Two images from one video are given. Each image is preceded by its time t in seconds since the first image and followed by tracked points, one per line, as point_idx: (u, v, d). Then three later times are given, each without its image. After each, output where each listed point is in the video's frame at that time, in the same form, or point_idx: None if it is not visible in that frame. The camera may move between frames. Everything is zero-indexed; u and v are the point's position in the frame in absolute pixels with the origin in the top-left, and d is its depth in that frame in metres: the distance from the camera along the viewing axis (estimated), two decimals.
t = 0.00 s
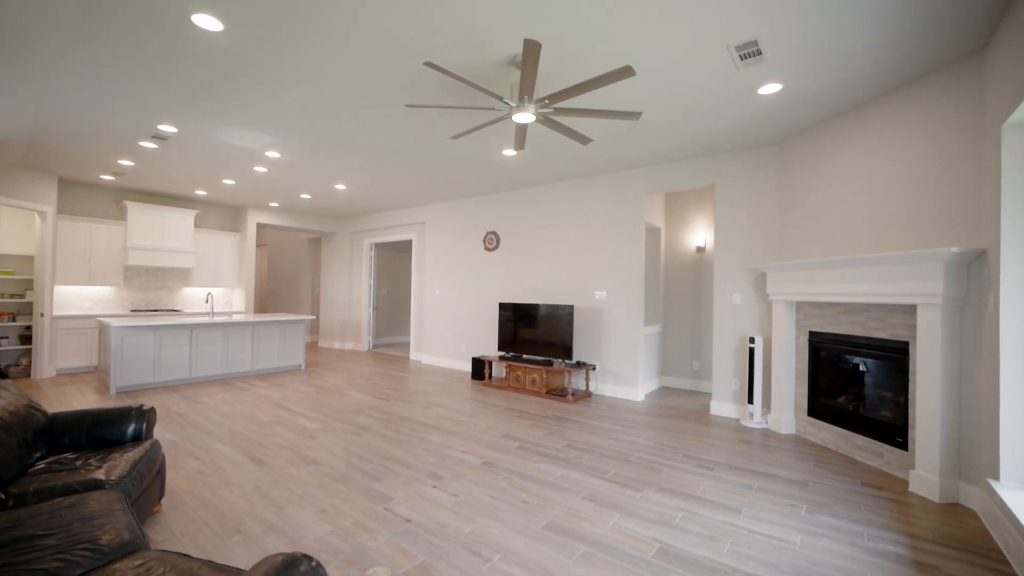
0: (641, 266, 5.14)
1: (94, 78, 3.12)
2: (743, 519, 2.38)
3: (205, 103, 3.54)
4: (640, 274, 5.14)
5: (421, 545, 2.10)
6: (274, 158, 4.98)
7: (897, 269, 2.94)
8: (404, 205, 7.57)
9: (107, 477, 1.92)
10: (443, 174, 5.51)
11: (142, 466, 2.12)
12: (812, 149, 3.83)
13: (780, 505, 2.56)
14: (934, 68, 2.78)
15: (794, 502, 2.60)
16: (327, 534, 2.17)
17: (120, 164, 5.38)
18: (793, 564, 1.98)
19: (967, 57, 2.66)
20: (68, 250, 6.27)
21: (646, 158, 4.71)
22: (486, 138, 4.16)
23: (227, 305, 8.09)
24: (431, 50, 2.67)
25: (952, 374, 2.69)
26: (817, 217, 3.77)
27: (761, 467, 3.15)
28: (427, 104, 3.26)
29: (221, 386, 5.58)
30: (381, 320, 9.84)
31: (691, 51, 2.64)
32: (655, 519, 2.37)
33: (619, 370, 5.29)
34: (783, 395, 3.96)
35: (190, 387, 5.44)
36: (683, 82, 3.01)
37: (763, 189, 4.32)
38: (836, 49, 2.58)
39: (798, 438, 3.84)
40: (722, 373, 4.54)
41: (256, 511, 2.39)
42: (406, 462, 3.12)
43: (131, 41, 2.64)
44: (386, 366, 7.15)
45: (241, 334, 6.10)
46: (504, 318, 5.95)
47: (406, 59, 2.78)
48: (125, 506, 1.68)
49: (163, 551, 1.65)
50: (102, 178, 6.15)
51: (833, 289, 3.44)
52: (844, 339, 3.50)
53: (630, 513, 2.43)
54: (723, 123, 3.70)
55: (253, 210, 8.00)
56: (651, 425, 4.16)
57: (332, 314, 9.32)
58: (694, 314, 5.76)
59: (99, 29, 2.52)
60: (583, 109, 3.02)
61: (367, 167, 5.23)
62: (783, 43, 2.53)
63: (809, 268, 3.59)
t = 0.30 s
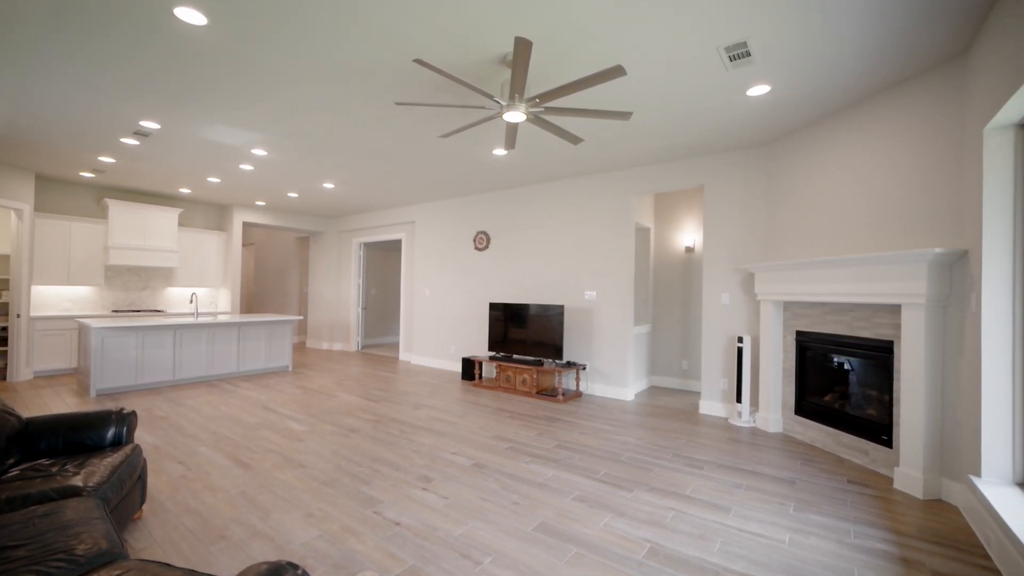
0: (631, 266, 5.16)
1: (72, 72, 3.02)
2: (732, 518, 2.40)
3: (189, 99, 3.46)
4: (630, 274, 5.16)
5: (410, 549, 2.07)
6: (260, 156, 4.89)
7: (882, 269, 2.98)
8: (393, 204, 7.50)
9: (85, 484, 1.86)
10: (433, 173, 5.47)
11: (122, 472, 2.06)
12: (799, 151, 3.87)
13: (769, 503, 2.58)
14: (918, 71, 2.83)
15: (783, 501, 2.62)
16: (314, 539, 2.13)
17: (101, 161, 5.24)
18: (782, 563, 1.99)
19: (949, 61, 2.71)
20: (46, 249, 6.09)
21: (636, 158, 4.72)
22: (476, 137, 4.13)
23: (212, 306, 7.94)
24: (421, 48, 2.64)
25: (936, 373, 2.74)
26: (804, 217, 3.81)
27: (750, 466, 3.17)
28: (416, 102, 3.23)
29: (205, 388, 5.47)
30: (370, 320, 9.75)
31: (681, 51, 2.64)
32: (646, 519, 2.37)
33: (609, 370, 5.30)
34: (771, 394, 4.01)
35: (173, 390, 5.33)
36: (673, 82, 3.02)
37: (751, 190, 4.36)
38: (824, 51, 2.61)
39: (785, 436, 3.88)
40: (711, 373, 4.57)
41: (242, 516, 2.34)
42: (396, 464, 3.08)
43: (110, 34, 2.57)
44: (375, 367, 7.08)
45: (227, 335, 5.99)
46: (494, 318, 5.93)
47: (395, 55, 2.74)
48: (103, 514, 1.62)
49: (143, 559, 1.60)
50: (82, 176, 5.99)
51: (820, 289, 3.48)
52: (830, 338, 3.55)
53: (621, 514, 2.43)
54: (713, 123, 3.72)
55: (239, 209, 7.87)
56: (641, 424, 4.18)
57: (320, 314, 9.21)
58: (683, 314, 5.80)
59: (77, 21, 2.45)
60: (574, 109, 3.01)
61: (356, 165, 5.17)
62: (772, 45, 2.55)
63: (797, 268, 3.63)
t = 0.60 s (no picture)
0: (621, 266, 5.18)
1: (51, 65, 2.94)
2: (722, 516, 2.42)
3: (172, 95, 3.38)
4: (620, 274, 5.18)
5: (400, 552, 2.05)
6: (246, 153, 4.81)
7: (867, 269, 3.03)
8: (383, 203, 7.44)
9: (62, 491, 1.80)
10: (423, 172, 5.43)
11: (101, 477, 2.00)
12: (787, 152, 3.92)
13: (758, 501, 2.60)
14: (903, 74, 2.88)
15: (771, 499, 2.64)
16: (301, 544, 2.09)
17: (81, 157, 5.11)
18: (772, 561, 2.01)
19: (931, 65, 2.76)
20: (23, 248, 5.92)
21: (626, 159, 4.74)
22: (467, 137, 4.11)
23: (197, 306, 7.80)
24: (410, 45, 2.61)
25: (919, 372, 2.79)
26: (792, 218, 3.86)
27: (738, 464, 3.20)
28: (406, 100, 3.20)
29: (190, 390, 5.36)
30: (359, 321, 9.66)
31: (672, 52, 2.65)
32: (636, 518, 2.38)
33: (599, 369, 5.32)
34: (759, 392, 4.05)
35: (157, 392, 5.21)
36: (664, 83, 3.03)
37: (740, 190, 4.40)
38: (812, 53, 2.64)
39: (772, 434, 3.93)
40: (700, 372, 4.61)
41: (227, 521, 2.29)
42: (385, 466, 3.05)
43: (89, 26, 2.49)
44: (364, 367, 7.01)
45: (212, 336, 5.88)
46: (484, 318, 5.91)
47: (385, 52, 2.71)
48: (81, 521, 1.57)
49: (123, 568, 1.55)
50: (61, 172, 5.84)
51: (806, 289, 3.52)
52: (816, 337, 3.59)
53: (612, 514, 2.43)
54: (702, 124, 3.75)
55: (225, 207, 7.73)
56: (631, 424, 4.19)
57: (308, 314, 9.09)
58: (673, 314, 5.84)
59: (55, 12, 2.37)
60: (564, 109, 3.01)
61: (344, 164, 5.11)
62: (761, 46, 2.57)
63: (784, 268, 3.67)
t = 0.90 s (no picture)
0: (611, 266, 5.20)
1: (27, 58, 2.85)
2: (711, 515, 2.43)
3: (154, 91, 3.30)
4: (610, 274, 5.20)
5: (389, 555, 2.02)
6: (231, 151, 4.72)
7: (852, 270, 3.07)
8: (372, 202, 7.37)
9: (38, 498, 1.74)
10: (412, 171, 5.38)
11: (80, 483, 1.94)
12: (774, 153, 3.96)
13: (746, 500, 2.62)
14: (887, 78, 2.93)
15: (759, 497, 2.67)
16: (288, 549, 2.06)
17: (60, 154, 4.97)
18: (760, 559, 2.03)
19: (914, 70, 2.82)
20: None
21: (616, 159, 4.76)
22: (457, 136, 4.08)
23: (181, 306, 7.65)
24: (400, 42, 2.58)
25: (902, 371, 2.84)
26: (779, 218, 3.90)
27: (726, 463, 3.23)
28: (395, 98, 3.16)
29: (173, 392, 5.25)
30: (347, 321, 9.56)
31: (662, 53, 2.66)
32: (627, 518, 2.38)
33: (589, 369, 5.33)
34: (746, 391, 4.09)
35: (139, 394, 5.09)
36: (654, 83, 3.04)
37: (728, 191, 4.45)
38: (800, 56, 2.67)
39: (760, 433, 3.97)
40: (689, 372, 4.65)
41: (212, 526, 2.24)
42: (374, 468, 3.01)
43: (67, 18, 2.42)
44: (352, 368, 6.94)
45: (196, 337, 5.77)
46: (474, 318, 5.88)
47: (374, 49, 2.67)
48: (58, 530, 1.52)
49: None
50: (39, 169, 5.67)
51: (793, 289, 3.57)
52: (802, 336, 3.64)
53: (602, 514, 2.43)
54: (691, 125, 3.77)
55: (210, 206, 7.59)
56: (621, 423, 4.21)
57: (296, 314, 8.97)
58: (662, 313, 5.88)
59: (31, 3, 2.30)
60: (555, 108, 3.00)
61: (332, 162, 5.05)
62: (749, 48, 2.59)
63: (771, 268, 3.71)
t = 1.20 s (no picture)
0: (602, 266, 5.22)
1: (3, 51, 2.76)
2: (701, 514, 2.45)
3: (137, 86, 3.23)
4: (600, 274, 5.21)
5: (379, 558, 2.00)
6: (217, 148, 4.64)
7: (838, 270, 3.12)
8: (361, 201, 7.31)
9: (14, 505, 1.69)
10: (402, 170, 5.35)
11: (58, 489, 1.88)
12: (761, 155, 4.01)
13: (735, 498, 2.65)
14: (872, 81, 2.98)
15: (748, 495, 2.69)
16: (276, 553, 2.02)
17: (39, 150, 4.84)
18: (749, 557, 2.04)
19: (898, 73, 2.87)
20: None
21: (607, 159, 4.77)
22: (448, 135, 4.06)
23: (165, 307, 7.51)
24: (390, 39, 2.56)
25: (886, 369, 2.89)
26: (767, 219, 3.95)
27: (716, 461, 3.26)
28: (385, 96, 3.13)
29: (157, 394, 5.14)
30: (336, 321, 9.47)
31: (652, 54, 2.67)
32: (618, 518, 2.39)
33: (579, 369, 5.34)
34: (735, 390, 4.13)
35: (122, 396, 4.98)
36: (644, 84, 3.05)
37: (716, 192, 4.49)
38: (788, 58, 2.70)
39: (748, 431, 4.01)
40: (678, 371, 4.68)
41: (197, 531, 2.20)
42: (364, 470, 2.98)
43: (45, 10, 2.35)
44: (341, 369, 6.87)
45: (181, 338, 5.67)
46: (464, 318, 5.86)
47: (363, 46, 2.64)
48: (34, 537, 1.48)
49: None
50: (16, 166, 5.52)
51: (780, 288, 3.61)
52: (790, 335, 3.68)
53: (593, 513, 2.43)
54: (681, 126, 3.79)
55: (196, 204, 7.46)
56: (611, 423, 4.22)
57: (283, 315, 8.86)
58: (651, 313, 5.91)
59: None
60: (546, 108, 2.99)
61: (321, 160, 4.99)
62: (739, 50, 2.61)
63: (759, 268, 3.75)
